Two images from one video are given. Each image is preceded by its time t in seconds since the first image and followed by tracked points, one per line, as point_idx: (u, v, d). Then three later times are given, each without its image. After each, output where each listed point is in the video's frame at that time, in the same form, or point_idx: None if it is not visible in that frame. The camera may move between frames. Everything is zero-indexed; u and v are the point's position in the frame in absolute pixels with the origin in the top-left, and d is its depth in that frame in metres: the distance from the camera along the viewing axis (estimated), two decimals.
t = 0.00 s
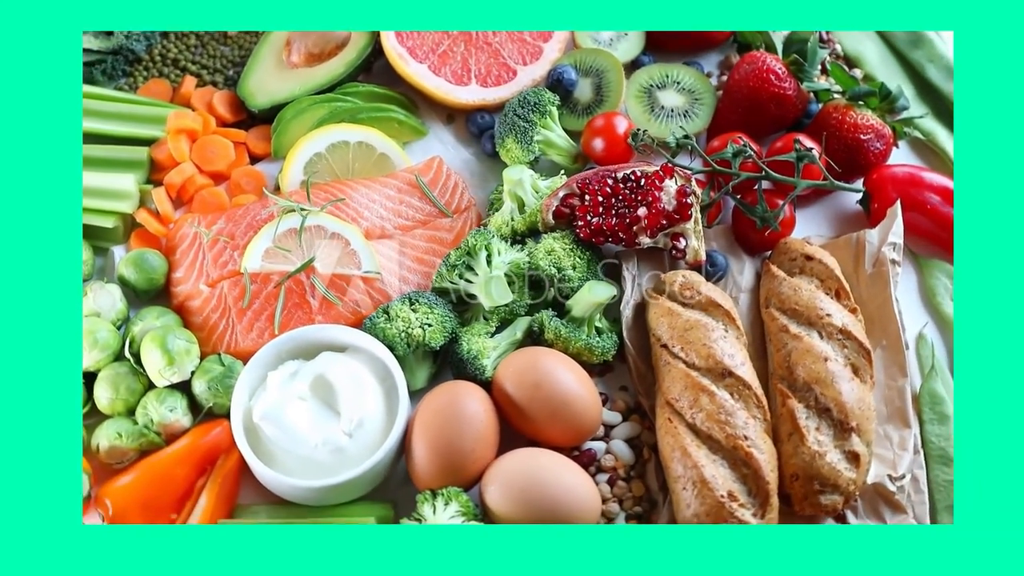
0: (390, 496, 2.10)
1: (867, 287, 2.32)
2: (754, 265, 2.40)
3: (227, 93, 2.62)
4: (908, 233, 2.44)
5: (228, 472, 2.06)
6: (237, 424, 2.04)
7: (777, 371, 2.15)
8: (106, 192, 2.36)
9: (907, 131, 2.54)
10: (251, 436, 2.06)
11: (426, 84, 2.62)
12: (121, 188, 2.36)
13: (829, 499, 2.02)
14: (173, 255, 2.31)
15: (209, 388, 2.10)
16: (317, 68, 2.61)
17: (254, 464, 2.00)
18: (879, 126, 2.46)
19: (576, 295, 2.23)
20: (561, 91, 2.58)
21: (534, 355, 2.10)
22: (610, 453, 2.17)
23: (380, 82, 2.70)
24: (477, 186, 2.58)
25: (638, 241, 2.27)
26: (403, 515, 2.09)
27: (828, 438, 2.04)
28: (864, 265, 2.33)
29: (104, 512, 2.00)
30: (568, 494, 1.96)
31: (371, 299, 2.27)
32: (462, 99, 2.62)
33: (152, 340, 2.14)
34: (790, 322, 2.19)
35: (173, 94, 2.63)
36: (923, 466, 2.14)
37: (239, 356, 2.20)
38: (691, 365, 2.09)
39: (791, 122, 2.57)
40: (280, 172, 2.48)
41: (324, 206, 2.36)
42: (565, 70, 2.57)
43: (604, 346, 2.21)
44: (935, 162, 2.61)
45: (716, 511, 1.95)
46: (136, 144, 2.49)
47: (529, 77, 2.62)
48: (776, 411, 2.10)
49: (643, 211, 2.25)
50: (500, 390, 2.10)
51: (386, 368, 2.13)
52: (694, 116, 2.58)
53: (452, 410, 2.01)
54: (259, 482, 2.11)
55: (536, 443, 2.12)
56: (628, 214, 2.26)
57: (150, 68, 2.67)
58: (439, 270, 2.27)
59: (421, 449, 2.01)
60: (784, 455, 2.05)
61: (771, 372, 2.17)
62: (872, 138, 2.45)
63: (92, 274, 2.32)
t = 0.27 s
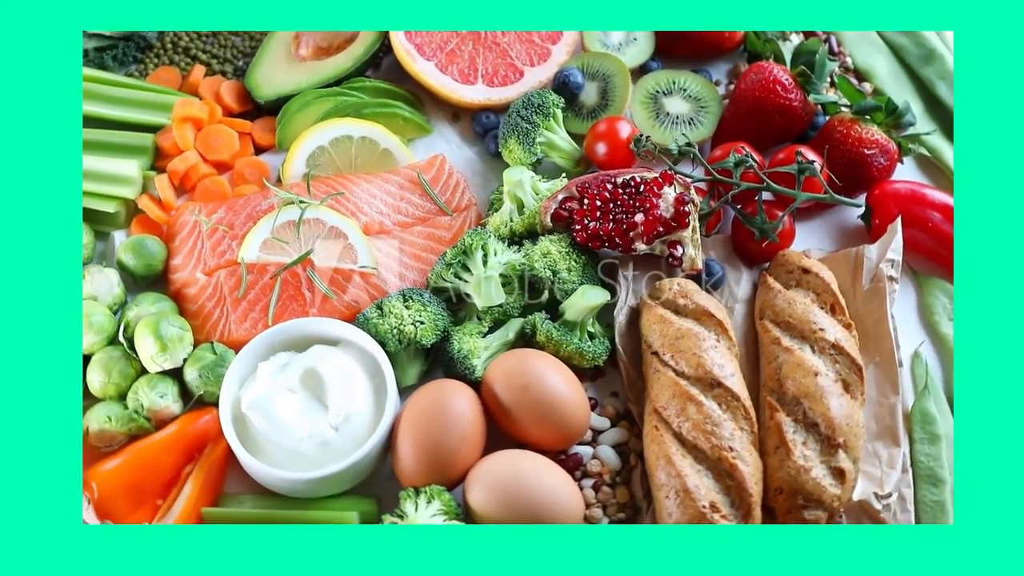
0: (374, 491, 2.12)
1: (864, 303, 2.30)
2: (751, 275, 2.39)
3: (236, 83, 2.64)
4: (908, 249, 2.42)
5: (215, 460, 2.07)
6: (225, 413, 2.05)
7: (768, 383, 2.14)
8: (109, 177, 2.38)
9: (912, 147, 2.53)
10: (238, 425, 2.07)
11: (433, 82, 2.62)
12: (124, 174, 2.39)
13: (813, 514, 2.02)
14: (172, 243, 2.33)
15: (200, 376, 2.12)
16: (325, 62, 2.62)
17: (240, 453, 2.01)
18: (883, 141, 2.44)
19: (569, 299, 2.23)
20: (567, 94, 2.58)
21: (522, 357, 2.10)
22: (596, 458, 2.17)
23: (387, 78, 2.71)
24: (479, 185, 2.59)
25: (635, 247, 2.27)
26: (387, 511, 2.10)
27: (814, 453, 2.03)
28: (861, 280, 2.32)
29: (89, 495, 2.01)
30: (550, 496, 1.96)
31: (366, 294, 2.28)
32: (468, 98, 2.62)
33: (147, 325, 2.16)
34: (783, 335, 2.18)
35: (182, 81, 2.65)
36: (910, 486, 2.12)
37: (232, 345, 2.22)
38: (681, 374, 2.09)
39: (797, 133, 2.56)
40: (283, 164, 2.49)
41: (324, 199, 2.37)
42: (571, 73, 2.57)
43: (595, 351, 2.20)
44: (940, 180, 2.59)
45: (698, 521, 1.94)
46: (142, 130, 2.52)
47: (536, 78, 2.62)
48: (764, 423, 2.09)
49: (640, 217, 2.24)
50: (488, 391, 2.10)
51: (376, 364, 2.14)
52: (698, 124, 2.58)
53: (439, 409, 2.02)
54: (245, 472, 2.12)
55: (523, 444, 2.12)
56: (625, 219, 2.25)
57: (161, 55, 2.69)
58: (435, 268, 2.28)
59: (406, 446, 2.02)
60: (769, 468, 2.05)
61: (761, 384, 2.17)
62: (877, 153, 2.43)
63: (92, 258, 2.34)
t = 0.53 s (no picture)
0: (362, 487, 2.13)
1: (860, 318, 2.29)
2: (748, 285, 2.38)
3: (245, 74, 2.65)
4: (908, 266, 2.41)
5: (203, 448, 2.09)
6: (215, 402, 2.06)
7: (758, 395, 2.14)
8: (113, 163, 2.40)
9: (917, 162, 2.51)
10: (228, 414, 2.09)
11: (439, 80, 2.63)
12: (128, 160, 2.41)
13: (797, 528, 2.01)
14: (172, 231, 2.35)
15: (193, 364, 2.14)
16: (332, 57, 2.63)
17: (228, 443, 2.02)
18: (887, 155, 2.43)
19: (562, 302, 2.24)
20: (572, 97, 2.58)
21: (514, 358, 2.10)
22: (583, 463, 2.17)
23: (395, 74, 2.72)
24: (480, 185, 2.59)
25: (630, 252, 2.27)
26: (372, 506, 2.10)
27: (800, 466, 2.02)
28: (858, 295, 2.31)
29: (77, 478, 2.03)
30: (533, 497, 1.96)
31: (361, 289, 2.29)
32: (473, 97, 2.62)
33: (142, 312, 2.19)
34: (776, 346, 2.18)
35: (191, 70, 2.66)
36: (897, 503, 2.11)
37: (226, 334, 2.23)
38: (671, 381, 2.09)
39: (801, 145, 2.56)
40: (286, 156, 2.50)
41: (324, 193, 2.38)
42: (577, 76, 2.58)
43: (587, 355, 2.20)
44: (944, 197, 2.58)
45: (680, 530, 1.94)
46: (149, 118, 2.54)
47: (542, 80, 2.62)
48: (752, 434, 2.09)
49: (637, 223, 2.24)
50: (478, 391, 2.11)
51: (367, 359, 2.15)
52: (703, 131, 2.58)
53: (427, 406, 2.02)
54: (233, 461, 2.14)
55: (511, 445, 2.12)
56: (623, 224, 2.25)
57: (173, 43, 2.68)
58: (431, 266, 2.29)
59: (393, 442, 2.03)
60: (755, 480, 2.05)
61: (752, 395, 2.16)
62: (880, 167, 2.42)
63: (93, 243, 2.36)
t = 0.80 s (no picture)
0: (349, 482, 2.14)
1: (855, 333, 2.28)
2: (744, 296, 2.38)
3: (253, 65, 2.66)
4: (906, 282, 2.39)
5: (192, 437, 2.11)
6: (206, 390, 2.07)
7: (747, 406, 2.13)
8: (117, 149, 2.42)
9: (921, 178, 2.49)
10: (218, 402, 2.10)
11: (444, 78, 2.63)
12: (132, 146, 2.43)
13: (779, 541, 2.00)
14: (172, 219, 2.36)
15: (186, 352, 2.15)
16: (339, 52, 2.64)
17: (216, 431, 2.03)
18: (889, 170, 2.41)
19: (555, 305, 2.23)
20: (578, 100, 2.58)
21: (502, 359, 2.11)
22: (570, 467, 2.17)
23: (402, 71, 2.73)
24: (482, 185, 2.59)
25: (626, 257, 2.26)
26: (357, 502, 2.12)
27: (785, 479, 2.02)
28: (854, 309, 2.29)
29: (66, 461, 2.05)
30: (515, 498, 1.96)
31: (357, 284, 2.30)
32: (477, 96, 2.62)
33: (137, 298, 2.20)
34: (767, 358, 2.17)
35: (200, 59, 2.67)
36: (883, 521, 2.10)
37: (221, 324, 2.25)
38: (660, 389, 2.09)
39: (805, 156, 2.55)
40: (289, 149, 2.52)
41: (324, 187, 2.40)
42: (583, 79, 2.57)
43: (578, 359, 2.21)
44: (948, 214, 2.56)
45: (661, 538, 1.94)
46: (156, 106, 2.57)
47: (547, 82, 2.63)
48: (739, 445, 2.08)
49: (633, 229, 2.23)
50: (467, 390, 2.12)
51: (359, 354, 2.16)
52: (706, 139, 2.57)
53: (414, 404, 2.03)
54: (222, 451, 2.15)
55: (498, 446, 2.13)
56: (619, 229, 2.24)
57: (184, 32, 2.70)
58: (427, 264, 2.30)
59: (379, 438, 2.04)
60: (739, 491, 2.04)
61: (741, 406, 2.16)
62: (881, 182, 2.40)
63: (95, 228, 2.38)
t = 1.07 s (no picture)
0: (335, 476, 2.16)
1: (849, 348, 2.27)
2: (739, 306, 2.38)
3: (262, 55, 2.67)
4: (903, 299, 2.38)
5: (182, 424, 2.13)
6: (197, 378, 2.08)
7: (736, 417, 2.13)
8: (123, 135, 2.45)
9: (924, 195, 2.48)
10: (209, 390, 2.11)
11: (451, 76, 2.64)
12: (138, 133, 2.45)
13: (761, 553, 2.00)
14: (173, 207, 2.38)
15: (180, 339, 2.17)
16: (348, 47, 2.65)
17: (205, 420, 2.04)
18: (892, 185, 2.39)
19: (548, 308, 2.24)
20: (583, 103, 2.58)
21: (492, 359, 2.11)
22: (556, 470, 2.17)
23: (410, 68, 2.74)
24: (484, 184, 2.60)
25: (621, 262, 2.25)
26: (342, 496, 2.13)
27: (769, 492, 2.01)
28: (849, 324, 2.28)
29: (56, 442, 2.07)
30: (497, 498, 1.96)
31: (353, 279, 2.31)
32: (483, 95, 2.63)
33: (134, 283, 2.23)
34: (758, 369, 2.16)
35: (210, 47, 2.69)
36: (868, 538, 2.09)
37: (216, 313, 2.27)
38: (648, 396, 2.08)
39: (809, 168, 2.54)
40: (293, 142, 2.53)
41: (324, 180, 2.41)
42: (589, 82, 2.57)
43: (568, 363, 2.21)
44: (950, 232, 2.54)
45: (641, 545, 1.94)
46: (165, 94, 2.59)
47: (553, 85, 2.63)
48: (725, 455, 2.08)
49: (630, 234, 2.23)
50: (456, 389, 2.12)
51: (350, 348, 2.17)
52: (710, 147, 2.56)
53: (401, 400, 2.04)
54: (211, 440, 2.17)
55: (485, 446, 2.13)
56: (616, 234, 2.24)
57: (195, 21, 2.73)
58: (424, 261, 2.31)
59: (365, 433, 2.05)
60: (723, 502, 2.04)
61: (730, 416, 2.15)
62: (883, 198, 2.39)
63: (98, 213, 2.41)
